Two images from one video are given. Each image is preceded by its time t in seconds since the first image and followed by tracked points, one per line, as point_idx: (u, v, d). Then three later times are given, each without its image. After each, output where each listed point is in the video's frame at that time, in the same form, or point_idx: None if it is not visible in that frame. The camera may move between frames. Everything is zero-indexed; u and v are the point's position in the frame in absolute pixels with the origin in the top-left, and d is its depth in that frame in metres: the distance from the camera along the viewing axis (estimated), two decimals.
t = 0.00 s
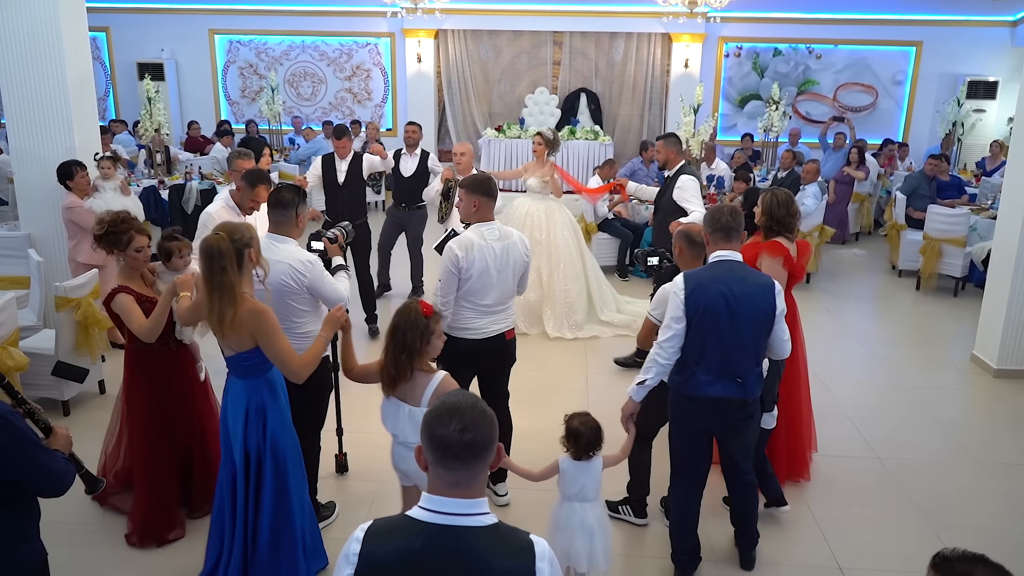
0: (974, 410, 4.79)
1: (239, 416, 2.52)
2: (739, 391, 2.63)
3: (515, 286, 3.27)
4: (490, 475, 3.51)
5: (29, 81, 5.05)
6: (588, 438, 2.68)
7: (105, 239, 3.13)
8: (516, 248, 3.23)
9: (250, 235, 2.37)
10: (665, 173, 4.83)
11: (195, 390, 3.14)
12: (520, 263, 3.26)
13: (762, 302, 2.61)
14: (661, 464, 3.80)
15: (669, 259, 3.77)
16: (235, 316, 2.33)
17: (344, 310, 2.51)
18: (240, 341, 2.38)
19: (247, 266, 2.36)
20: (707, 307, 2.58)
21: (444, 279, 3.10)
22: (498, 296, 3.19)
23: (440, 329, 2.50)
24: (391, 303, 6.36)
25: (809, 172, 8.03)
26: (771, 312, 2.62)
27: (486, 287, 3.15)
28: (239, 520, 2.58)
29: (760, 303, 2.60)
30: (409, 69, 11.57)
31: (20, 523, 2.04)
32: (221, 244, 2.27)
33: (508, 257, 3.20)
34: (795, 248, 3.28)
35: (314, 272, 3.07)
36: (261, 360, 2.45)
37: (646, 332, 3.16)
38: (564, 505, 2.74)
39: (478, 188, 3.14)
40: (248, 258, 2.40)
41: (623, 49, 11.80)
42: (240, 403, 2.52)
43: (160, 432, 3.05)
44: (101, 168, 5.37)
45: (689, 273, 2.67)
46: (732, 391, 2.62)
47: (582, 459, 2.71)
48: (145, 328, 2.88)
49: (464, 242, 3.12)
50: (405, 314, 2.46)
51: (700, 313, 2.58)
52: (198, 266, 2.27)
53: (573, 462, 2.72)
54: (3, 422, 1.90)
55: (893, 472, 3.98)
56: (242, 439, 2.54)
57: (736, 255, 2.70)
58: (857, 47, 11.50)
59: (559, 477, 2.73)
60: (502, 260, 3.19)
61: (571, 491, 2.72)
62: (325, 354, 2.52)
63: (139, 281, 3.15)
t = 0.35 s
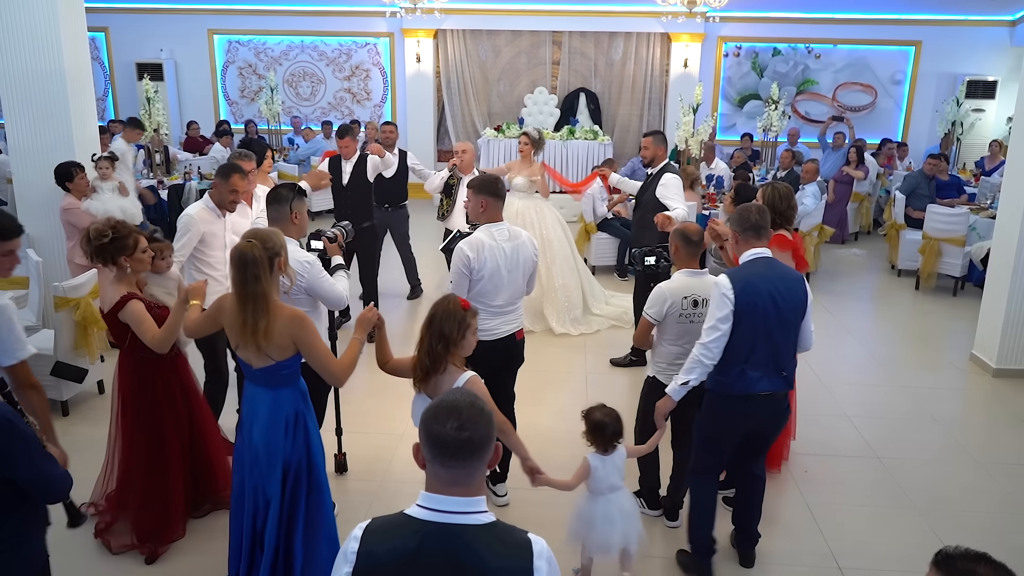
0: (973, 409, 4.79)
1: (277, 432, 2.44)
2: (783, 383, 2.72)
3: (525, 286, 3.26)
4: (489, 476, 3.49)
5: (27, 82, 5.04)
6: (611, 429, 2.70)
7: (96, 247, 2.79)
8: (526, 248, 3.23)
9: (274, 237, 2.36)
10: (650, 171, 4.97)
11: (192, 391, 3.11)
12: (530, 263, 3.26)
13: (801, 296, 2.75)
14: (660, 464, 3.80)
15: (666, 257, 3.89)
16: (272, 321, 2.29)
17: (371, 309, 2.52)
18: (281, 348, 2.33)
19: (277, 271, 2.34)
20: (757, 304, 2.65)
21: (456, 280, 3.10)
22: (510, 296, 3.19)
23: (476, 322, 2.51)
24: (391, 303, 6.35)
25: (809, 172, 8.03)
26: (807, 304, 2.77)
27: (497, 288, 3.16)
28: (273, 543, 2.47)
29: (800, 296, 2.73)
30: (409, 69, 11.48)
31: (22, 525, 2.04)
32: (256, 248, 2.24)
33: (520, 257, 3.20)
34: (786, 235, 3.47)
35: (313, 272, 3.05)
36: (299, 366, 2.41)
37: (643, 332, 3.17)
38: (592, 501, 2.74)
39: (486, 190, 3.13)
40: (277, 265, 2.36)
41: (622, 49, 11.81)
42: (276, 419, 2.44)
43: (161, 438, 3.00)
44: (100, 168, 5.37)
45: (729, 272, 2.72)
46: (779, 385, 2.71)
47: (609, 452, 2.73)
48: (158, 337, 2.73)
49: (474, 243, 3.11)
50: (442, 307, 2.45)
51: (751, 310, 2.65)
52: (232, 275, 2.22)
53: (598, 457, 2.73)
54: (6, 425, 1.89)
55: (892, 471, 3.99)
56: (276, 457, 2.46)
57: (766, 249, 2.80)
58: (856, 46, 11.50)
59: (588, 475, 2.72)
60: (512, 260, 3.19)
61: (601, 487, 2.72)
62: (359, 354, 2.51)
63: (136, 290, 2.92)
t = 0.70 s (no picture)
0: (976, 410, 4.77)
1: (295, 443, 2.36)
2: (801, 377, 2.77)
3: (530, 288, 3.24)
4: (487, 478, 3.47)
5: (29, 81, 5.04)
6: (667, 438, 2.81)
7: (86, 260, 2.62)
8: (533, 250, 3.21)
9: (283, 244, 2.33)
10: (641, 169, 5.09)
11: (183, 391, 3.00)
12: (537, 264, 3.24)
13: (819, 292, 2.78)
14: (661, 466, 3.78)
15: (663, 255, 4.00)
16: (289, 328, 2.22)
17: (378, 319, 2.49)
18: (302, 355, 2.26)
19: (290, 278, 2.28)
20: (779, 301, 2.69)
21: (463, 284, 3.08)
22: (517, 298, 3.18)
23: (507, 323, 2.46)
24: (393, 304, 6.34)
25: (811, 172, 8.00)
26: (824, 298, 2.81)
27: (505, 290, 3.15)
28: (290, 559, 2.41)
29: (819, 292, 2.77)
30: (412, 69, 11.54)
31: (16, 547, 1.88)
32: (270, 253, 2.19)
33: (528, 259, 3.18)
34: (798, 233, 3.59)
35: (318, 272, 3.03)
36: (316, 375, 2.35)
37: (637, 331, 3.15)
38: (641, 512, 2.77)
39: (493, 193, 3.09)
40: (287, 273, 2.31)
41: (625, 48, 11.78)
42: (294, 429, 2.35)
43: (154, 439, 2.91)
44: (101, 168, 5.36)
45: (749, 270, 2.75)
46: (797, 378, 2.76)
47: (662, 462, 2.80)
48: (145, 347, 2.57)
49: (483, 246, 3.08)
50: (478, 308, 2.41)
51: (773, 307, 2.68)
52: (248, 282, 2.16)
53: (652, 467, 2.79)
54: (0, 426, 1.79)
55: (897, 473, 3.96)
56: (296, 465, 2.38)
57: (785, 244, 2.83)
58: (860, 46, 11.47)
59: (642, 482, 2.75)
60: (520, 262, 3.17)
61: (653, 496, 2.77)
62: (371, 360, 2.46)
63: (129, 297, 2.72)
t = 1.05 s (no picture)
0: (979, 411, 4.75)
1: (296, 452, 2.32)
2: (822, 376, 2.78)
3: (536, 290, 3.23)
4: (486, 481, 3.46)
5: (31, 81, 5.03)
6: (689, 446, 2.78)
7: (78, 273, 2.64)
8: (539, 251, 3.18)
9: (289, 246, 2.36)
10: (633, 171, 5.14)
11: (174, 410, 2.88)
12: (544, 266, 3.22)
13: (842, 291, 2.80)
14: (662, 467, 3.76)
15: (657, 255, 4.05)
16: (294, 333, 2.21)
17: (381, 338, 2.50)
18: (307, 362, 2.25)
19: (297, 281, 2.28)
20: (802, 299, 2.70)
21: (470, 285, 3.05)
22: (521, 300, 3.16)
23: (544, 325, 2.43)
24: (396, 304, 6.32)
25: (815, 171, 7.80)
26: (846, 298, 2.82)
27: (510, 291, 3.13)
28: None
29: (842, 291, 2.78)
30: (415, 69, 11.54)
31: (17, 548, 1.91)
32: (278, 254, 2.19)
33: (534, 260, 3.16)
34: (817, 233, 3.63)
35: (320, 272, 3.01)
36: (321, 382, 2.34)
37: (629, 328, 3.14)
38: (663, 514, 2.83)
39: (500, 193, 3.07)
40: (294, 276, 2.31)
41: (629, 48, 11.75)
42: (295, 438, 2.32)
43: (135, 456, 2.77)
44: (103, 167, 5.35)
45: (773, 268, 2.76)
46: (819, 378, 2.77)
47: (685, 468, 2.80)
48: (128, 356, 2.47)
49: (489, 246, 3.06)
50: (514, 310, 2.37)
51: (796, 305, 2.69)
52: (254, 284, 2.15)
53: (668, 470, 2.81)
54: None
55: (901, 474, 3.93)
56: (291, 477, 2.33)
57: (808, 245, 2.86)
58: (864, 45, 11.44)
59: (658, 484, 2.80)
60: (526, 263, 3.14)
61: (674, 499, 2.82)
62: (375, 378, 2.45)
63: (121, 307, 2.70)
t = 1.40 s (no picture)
0: (983, 413, 4.72)
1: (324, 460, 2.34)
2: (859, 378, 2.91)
3: (536, 293, 3.21)
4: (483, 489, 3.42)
5: (33, 81, 5.03)
6: (703, 454, 2.78)
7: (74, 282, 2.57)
8: (540, 252, 3.17)
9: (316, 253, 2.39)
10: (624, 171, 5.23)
11: (166, 415, 2.87)
12: (544, 268, 3.20)
13: (877, 292, 2.91)
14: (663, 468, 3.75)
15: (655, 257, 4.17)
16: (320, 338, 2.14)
17: (414, 349, 2.45)
18: (332, 367, 2.18)
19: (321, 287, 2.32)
20: (839, 299, 2.81)
21: (470, 286, 3.04)
22: (521, 302, 3.13)
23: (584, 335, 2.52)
24: (398, 304, 6.33)
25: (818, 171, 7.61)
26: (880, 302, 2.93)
27: (511, 293, 3.11)
28: None
29: (878, 295, 2.89)
30: (417, 69, 11.54)
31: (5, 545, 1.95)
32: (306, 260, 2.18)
33: (535, 262, 3.15)
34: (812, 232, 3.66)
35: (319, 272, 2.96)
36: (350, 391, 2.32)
37: (629, 328, 3.11)
38: (682, 523, 2.80)
39: (504, 194, 3.07)
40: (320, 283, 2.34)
41: (632, 48, 11.74)
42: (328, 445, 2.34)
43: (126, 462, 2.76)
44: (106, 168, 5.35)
45: (810, 270, 2.88)
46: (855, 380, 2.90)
47: (699, 477, 2.78)
48: (142, 375, 2.47)
49: (490, 248, 3.05)
50: (556, 320, 2.45)
51: (833, 306, 2.81)
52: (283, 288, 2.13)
53: (684, 478, 2.79)
54: None
55: (905, 476, 3.91)
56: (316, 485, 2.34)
57: (844, 247, 2.98)
58: (868, 46, 11.41)
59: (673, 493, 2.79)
60: (528, 265, 3.13)
61: (691, 508, 2.78)
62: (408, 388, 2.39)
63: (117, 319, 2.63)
